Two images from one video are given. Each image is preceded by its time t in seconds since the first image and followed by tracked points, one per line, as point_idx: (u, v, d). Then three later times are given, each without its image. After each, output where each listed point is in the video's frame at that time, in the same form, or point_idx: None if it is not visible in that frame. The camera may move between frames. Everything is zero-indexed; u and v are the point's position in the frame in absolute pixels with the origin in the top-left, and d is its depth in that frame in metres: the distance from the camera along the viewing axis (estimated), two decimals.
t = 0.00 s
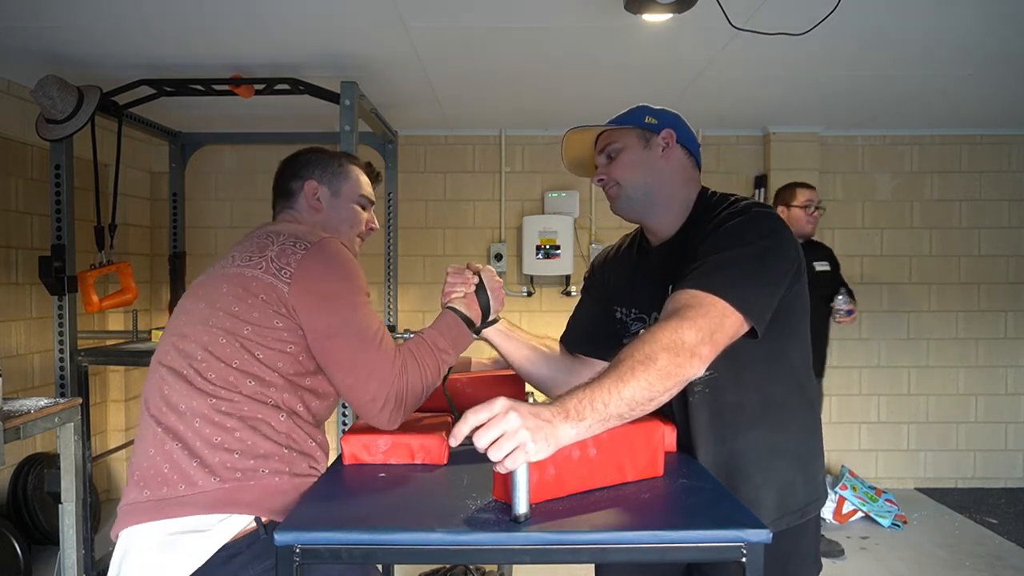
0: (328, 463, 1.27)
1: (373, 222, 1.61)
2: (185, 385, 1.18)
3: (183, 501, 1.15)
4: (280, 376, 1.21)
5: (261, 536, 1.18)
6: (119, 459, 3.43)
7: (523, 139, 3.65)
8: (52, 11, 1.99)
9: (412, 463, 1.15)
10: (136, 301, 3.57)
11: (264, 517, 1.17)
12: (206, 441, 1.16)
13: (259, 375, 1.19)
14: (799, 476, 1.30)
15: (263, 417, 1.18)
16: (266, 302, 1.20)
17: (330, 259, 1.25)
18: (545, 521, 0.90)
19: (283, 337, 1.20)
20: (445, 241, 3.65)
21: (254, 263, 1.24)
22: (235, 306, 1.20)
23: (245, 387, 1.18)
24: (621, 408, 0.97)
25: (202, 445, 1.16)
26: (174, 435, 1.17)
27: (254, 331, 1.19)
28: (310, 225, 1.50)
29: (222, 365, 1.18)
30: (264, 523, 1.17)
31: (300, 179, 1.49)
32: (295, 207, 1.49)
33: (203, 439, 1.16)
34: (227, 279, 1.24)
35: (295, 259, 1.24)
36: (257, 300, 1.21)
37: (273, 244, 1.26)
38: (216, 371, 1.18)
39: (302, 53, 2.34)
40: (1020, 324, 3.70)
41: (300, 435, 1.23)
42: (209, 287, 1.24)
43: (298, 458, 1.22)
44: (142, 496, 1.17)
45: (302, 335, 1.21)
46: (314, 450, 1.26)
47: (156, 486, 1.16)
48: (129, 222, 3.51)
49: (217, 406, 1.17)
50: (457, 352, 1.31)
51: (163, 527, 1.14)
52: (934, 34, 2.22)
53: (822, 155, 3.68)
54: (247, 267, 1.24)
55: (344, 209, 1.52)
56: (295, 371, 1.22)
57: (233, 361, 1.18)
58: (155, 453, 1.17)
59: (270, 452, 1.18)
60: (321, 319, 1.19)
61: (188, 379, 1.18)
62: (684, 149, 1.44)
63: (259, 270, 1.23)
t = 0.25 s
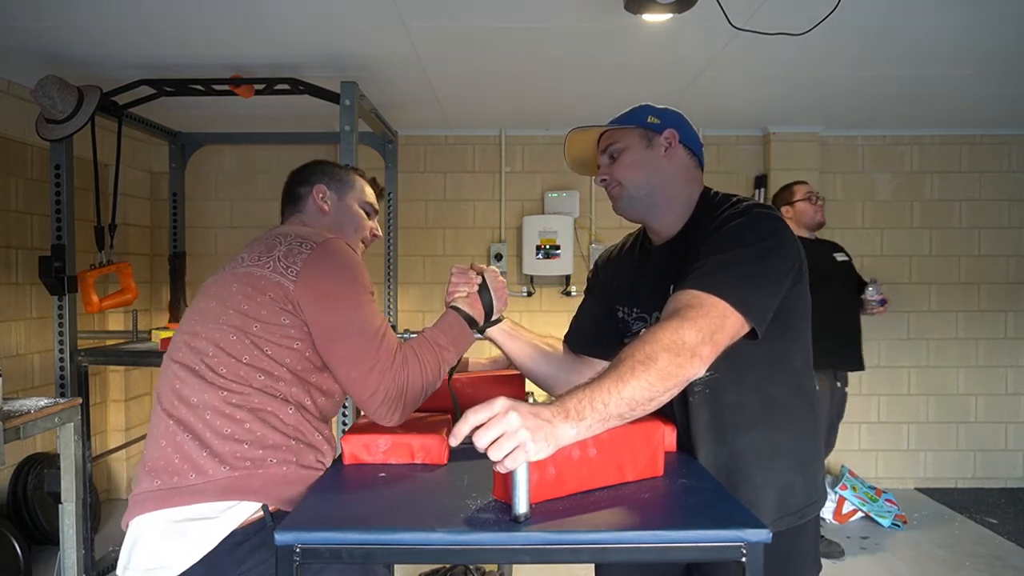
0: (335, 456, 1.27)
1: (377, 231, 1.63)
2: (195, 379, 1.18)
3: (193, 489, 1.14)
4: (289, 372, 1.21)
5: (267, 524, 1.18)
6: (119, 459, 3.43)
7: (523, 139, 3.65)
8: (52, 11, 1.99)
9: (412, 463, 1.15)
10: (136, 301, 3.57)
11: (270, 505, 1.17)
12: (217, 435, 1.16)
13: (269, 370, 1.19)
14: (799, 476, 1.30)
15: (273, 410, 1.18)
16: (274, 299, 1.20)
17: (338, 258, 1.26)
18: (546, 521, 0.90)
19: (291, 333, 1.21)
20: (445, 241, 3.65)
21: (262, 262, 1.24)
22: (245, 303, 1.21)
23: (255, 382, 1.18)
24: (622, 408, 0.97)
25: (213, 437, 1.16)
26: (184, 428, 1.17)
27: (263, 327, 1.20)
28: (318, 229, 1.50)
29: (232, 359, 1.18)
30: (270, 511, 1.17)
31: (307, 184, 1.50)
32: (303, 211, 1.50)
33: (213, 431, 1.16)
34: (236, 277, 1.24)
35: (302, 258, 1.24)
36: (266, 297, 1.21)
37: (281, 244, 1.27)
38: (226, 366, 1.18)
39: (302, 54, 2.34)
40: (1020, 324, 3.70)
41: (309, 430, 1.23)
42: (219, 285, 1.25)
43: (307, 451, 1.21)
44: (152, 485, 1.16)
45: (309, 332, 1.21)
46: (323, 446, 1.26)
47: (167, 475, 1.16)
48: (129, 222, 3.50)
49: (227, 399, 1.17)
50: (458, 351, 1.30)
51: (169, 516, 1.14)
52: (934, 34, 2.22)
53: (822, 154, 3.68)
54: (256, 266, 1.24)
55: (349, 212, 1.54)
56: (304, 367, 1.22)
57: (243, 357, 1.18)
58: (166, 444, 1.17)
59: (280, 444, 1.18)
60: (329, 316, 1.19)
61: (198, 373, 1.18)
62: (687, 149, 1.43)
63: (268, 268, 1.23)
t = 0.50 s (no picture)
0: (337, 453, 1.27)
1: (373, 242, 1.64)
2: (198, 376, 1.18)
3: (197, 483, 1.13)
4: (290, 368, 1.21)
5: (273, 517, 1.18)
6: (119, 459, 3.43)
7: (523, 139, 3.65)
8: (52, 11, 1.99)
9: (412, 463, 1.15)
10: (136, 301, 3.57)
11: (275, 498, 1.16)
12: (220, 431, 1.15)
13: (270, 366, 1.19)
14: (798, 476, 1.30)
15: (275, 406, 1.18)
16: (274, 298, 1.21)
17: (336, 258, 1.26)
18: (546, 520, 0.90)
19: (291, 331, 1.21)
20: (445, 241, 3.65)
21: (262, 263, 1.25)
22: (245, 301, 1.21)
23: (257, 378, 1.18)
24: (619, 403, 0.96)
25: (216, 433, 1.15)
26: (187, 425, 1.16)
27: (263, 325, 1.20)
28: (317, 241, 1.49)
29: (233, 357, 1.18)
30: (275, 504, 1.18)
31: (302, 199, 1.50)
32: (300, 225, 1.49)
33: (216, 428, 1.15)
34: (237, 278, 1.25)
35: (300, 259, 1.25)
36: (266, 295, 1.21)
37: (280, 248, 1.29)
38: (228, 363, 1.18)
39: (302, 53, 2.34)
40: (1020, 324, 3.70)
41: (311, 427, 1.23)
42: (220, 287, 1.25)
43: (310, 447, 1.21)
44: (155, 482, 1.15)
45: (309, 329, 1.21)
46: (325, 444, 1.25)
47: (170, 471, 1.15)
48: (129, 222, 3.50)
49: (230, 395, 1.16)
50: (455, 350, 1.31)
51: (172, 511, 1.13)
52: (934, 34, 2.22)
53: (822, 155, 3.68)
54: (256, 267, 1.25)
55: (344, 225, 1.55)
56: (305, 365, 1.22)
57: (244, 354, 1.18)
58: (170, 441, 1.16)
59: (283, 440, 1.18)
60: (328, 313, 1.19)
61: (201, 371, 1.18)
62: (674, 152, 1.43)
63: (268, 269, 1.24)
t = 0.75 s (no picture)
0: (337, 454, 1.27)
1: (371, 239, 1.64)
2: (194, 379, 1.18)
3: (195, 490, 1.13)
4: (289, 370, 1.21)
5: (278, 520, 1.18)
6: (120, 459, 3.44)
7: (522, 139, 3.65)
8: (53, 11, 1.99)
9: (412, 463, 1.15)
10: (136, 301, 3.57)
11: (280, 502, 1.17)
12: (217, 433, 1.15)
13: (268, 368, 1.19)
14: (798, 476, 1.31)
15: (273, 408, 1.18)
16: (272, 296, 1.20)
17: (336, 257, 1.26)
18: (546, 521, 0.90)
19: (290, 331, 1.21)
20: (445, 241, 3.65)
21: (260, 261, 1.25)
22: (243, 301, 1.20)
23: (255, 380, 1.18)
24: (620, 403, 0.96)
25: (214, 437, 1.15)
26: (183, 428, 1.16)
27: (261, 325, 1.19)
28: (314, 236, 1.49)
29: (230, 358, 1.18)
30: (282, 508, 1.17)
31: (301, 195, 1.50)
32: (298, 219, 1.49)
33: (213, 432, 1.15)
34: (234, 276, 1.24)
35: (300, 257, 1.24)
36: (264, 295, 1.21)
37: (280, 244, 1.28)
38: (225, 364, 1.18)
39: (302, 53, 2.34)
40: (1020, 324, 3.70)
41: (309, 429, 1.23)
42: (217, 286, 1.25)
43: (309, 449, 1.21)
44: (151, 489, 1.15)
45: (308, 329, 1.21)
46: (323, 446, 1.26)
47: (165, 478, 1.15)
48: (129, 222, 3.50)
49: (227, 398, 1.16)
50: (458, 350, 1.31)
51: (173, 519, 1.14)
52: (934, 34, 2.22)
53: (821, 154, 3.68)
54: (254, 265, 1.25)
55: (343, 221, 1.55)
56: (303, 366, 1.22)
57: (242, 355, 1.18)
58: (162, 446, 1.17)
59: (282, 442, 1.18)
60: (328, 313, 1.19)
61: (197, 373, 1.18)
62: (671, 151, 1.43)
63: (267, 266, 1.23)
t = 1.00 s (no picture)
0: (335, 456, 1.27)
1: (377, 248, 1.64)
2: (191, 379, 1.18)
3: (193, 492, 1.13)
4: (287, 370, 1.21)
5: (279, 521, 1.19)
6: (119, 459, 3.43)
7: (522, 139, 3.65)
8: (53, 11, 1.99)
9: (412, 463, 1.15)
10: (136, 301, 3.57)
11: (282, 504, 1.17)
12: (214, 434, 1.15)
13: (267, 369, 1.19)
14: (798, 477, 1.31)
15: (271, 408, 1.18)
16: (272, 296, 1.21)
17: (337, 257, 1.26)
18: (546, 521, 0.90)
19: (289, 332, 1.21)
20: (445, 241, 3.65)
21: (260, 261, 1.25)
22: (243, 301, 1.20)
23: (253, 381, 1.18)
24: (622, 408, 0.96)
25: (211, 437, 1.15)
26: (180, 428, 1.16)
27: (261, 325, 1.19)
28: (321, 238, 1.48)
29: (228, 359, 1.18)
30: (283, 510, 1.19)
31: (309, 198, 1.50)
32: (306, 221, 1.49)
33: (210, 432, 1.15)
34: (234, 276, 1.24)
35: (300, 257, 1.24)
36: (264, 295, 1.21)
37: (281, 244, 1.28)
38: (223, 364, 1.17)
39: (302, 54, 2.34)
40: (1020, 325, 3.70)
41: (307, 431, 1.23)
42: (216, 285, 1.25)
43: (306, 451, 1.21)
44: (147, 491, 1.15)
45: (308, 330, 1.21)
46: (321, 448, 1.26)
47: (161, 480, 1.15)
48: (129, 222, 3.50)
49: (225, 398, 1.16)
50: (462, 353, 1.31)
51: (172, 521, 1.13)
52: (934, 34, 2.22)
53: (821, 154, 3.68)
54: (255, 264, 1.25)
55: (350, 226, 1.55)
56: (302, 366, 1.22)
57: (240, 356, 1.18)
58: (158, 447, 1.16)
59: (280, 443, 1.18)
60: (328, 314, 1.19)
61: (195, 373, 1.18)
62: (681, 149, 1.44)
63: (267, 266, 1.24)
